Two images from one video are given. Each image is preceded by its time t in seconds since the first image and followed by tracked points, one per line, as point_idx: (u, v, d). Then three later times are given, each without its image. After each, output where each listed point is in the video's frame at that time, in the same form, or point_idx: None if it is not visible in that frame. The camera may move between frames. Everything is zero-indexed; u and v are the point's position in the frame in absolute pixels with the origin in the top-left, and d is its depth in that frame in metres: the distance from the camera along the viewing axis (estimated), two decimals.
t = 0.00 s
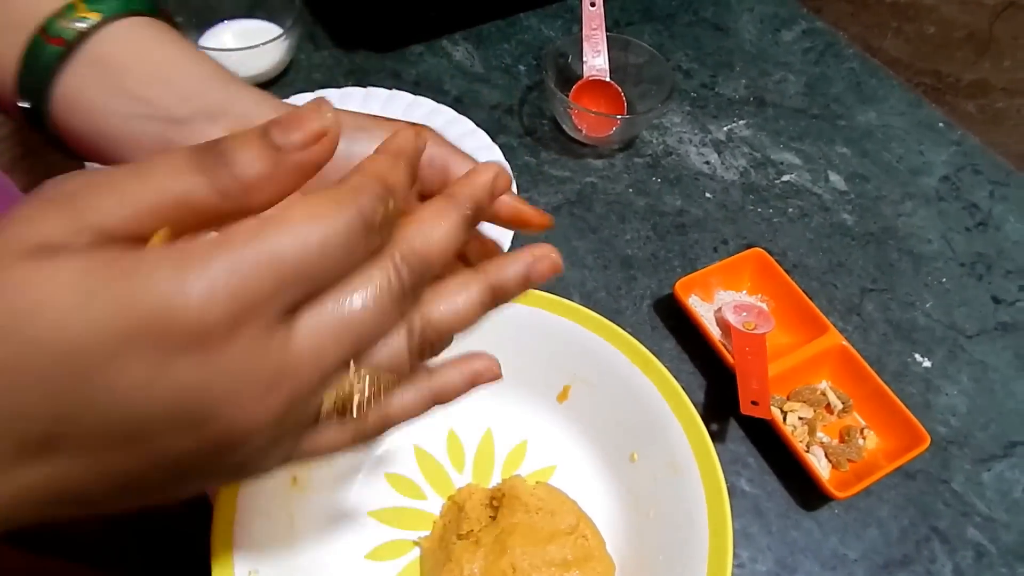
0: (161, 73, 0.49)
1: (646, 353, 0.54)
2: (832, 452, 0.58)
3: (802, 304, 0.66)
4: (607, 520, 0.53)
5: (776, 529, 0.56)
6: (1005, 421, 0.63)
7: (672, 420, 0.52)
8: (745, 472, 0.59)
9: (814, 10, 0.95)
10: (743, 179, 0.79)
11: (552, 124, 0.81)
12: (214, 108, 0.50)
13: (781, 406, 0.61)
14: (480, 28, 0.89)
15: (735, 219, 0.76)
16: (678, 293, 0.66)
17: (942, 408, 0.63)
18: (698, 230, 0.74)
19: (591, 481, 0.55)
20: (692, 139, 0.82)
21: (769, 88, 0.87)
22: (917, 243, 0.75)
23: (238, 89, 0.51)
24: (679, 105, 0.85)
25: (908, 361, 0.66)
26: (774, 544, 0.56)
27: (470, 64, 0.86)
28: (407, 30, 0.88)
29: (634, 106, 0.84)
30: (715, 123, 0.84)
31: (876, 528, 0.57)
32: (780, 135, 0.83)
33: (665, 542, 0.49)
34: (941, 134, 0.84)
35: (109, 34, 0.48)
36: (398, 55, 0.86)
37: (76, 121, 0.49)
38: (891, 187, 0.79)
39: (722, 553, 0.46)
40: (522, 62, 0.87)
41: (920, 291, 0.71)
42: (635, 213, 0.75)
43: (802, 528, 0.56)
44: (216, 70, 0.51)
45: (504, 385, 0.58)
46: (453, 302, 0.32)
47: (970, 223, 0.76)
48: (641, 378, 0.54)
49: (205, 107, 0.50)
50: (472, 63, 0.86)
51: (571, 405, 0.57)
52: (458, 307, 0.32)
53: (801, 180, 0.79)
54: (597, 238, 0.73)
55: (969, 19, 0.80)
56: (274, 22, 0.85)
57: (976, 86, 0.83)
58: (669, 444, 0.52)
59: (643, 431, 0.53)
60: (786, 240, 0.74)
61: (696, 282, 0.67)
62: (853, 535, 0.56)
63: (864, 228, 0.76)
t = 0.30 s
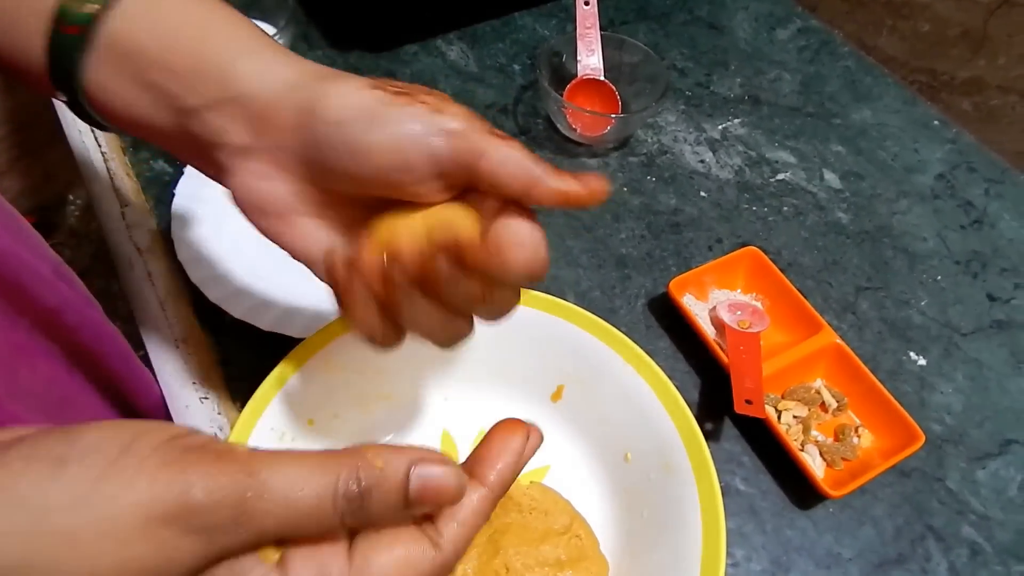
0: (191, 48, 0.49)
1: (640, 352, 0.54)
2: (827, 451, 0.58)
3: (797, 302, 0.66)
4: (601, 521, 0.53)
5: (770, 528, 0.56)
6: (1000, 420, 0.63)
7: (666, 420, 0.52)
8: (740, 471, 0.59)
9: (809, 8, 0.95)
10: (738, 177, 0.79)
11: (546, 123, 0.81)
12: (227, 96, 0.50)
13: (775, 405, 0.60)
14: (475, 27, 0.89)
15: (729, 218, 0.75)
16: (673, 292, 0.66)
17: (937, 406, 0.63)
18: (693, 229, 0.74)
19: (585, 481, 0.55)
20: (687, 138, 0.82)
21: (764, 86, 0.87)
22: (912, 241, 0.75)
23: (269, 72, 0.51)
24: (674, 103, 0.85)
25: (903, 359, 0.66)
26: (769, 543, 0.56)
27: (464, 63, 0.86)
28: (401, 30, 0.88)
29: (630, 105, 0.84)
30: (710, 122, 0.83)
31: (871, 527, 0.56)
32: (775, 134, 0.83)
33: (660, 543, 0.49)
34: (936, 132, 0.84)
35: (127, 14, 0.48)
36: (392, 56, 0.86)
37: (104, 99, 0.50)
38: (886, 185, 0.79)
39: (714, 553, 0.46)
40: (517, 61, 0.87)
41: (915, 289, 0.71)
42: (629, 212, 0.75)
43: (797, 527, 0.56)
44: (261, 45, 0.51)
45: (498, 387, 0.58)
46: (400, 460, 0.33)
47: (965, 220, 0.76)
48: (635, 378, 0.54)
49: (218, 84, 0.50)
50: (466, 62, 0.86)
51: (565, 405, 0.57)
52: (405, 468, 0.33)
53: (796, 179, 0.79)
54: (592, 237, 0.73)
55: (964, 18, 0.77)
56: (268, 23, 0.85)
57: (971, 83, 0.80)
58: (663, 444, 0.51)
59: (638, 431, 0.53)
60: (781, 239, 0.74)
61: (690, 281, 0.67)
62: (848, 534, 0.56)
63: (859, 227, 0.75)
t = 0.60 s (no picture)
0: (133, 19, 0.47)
1: (637, 352, 0.54)
2: (823, 451, 0.58)
3: (793, 301, 0.66)
4: (597, 521, 0.53)
5: (767, 529, 0.56)
6: (997, 419, 0.63)
7: (663, 419, 0.52)
8: (737, 471, 0.59)
9: (806, 7, 0.95)
10: (735, 177, 0.78)
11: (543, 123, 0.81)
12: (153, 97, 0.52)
13: (772, 404, 0.60)
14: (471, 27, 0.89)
15: (726, 217, 0.75)
16: (670, 292, 0.66)
17: (934, 405, 0.63)
18: (689, 228, 0.74)
19: (581, 481, 0.55)
20: (684, 137, 0.81)
21: (761, 86, 0.87)
22: (909, 240, 0.75)
23: None
24: (670, 103, 0.85)
25: (900, 358, 0.66)
26: (765, 543, 0.55)
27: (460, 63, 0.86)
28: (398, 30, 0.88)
29: (626, 104, 0.84)
30: (707, 121, 0.83)
31: (868, 526, 0.56)
32: (772, 133, 0.83)
33: (656, 542, 0.49)
34: (933, 131, 0.84)
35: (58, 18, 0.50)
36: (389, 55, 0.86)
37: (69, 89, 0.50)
38: (883, 184, 0.79)
39: (711, 552, 0.46)
40: (513, 61, 0.86)
41: (912, 288, 0.71)
42: (626, 211, 0.75)
43: (794, 527, 0.56)
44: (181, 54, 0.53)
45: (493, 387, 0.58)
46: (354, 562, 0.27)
47: (962, 219, 0.76)
48: (631, 377, 0.54)
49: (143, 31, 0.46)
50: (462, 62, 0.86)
51: (561, 403, 0.57)
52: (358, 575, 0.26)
53: (793, 178, 0.79)
54: (588, 236, 0.73)
55: (961, 16, 0.77)
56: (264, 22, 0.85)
57: (969, 81, 0.80)
58: (659, 443, 0.51)
59: (634, 429, 0.53)
60: (777, 238, 0.74)
61: (687, 280, 0.67)
62: (845, 533, 0.56)
63: (856, 226, 0.75)
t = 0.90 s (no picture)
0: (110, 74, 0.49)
1: (636, 353, 0.54)
2: (824, 453, 0.58)
3: (794, 303, 0.66)
4: (597, 523, 0.53)
5: (768, 531, 0.56)
6: (997, 420, 0.63)
7: (663, 420, 0.52)
8: (737, 472, 0.58)
9: (806, 8, 0.95)
10: (736, 177, 0.78)
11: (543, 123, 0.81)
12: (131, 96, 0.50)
13: (773, 406, 0.60)
14: (471, 27, 0.89)
15: (726, 218, 0.75)
16: (670, 293, 0.65)
17: (935, 407, 0.63)
18: (690, 229, 0.74)
19: (581, 483, 0.55)
20: (684, 138, 0.81)
21: (761, 86, 0.87)
22: (910, 242, 0.75)
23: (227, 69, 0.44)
24: (671, 104, 0.84)
25: (901, 360, 0.66)
26: (766, 545, 0.55)
27: (460, 63, 0.86)
28: (399, 30, 0.88)
29: (627, 105, 0.84)
30: (707, 122, 0.83)
31: (868, 529, 0.56)
32: (772, 134, 0.83)
33: (657, 543, 0.49)
34: (933, 132, 0.84)
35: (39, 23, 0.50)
36: (388, 55, 0.86)
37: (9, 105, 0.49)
38: (883, 185, 0.79)
39: (712, 552, 0.46)
40: (513, 61, 0.86)
41: (913, 290, 0.71)
42: (627, 212, 0.75)
43: (794, 529, 0.56)
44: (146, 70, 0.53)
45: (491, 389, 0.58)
46: (330, 253, 0.30)
47: (963, 220, 0.76)
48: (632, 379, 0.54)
49: (119, 97, 0.50)
50: (462, 62, 0.86)
51: (560, 405, 0.57)
52: (339, 260, 0.30)
53: (793, 179, 0.79)
54: (589, 237, 0.73)
55: (961, 17, 0.77)
56: (263, 22, 0.84)
57: (968, 82, 0.80)
58: (659, 445, 0.51)
59: (634, 430, 0.53)
60: (778, 239, 0.74)
61: (687, 281, 0.67)
62: (846, 535, 0.56)
63: (857, 227, 0.75)
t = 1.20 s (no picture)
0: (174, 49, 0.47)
1: (635, 355, 0.53)
2: (823, 455, 0.58)
3: (792, 305, 0.66)
4: (596, 526, 0.53)
5: (767, 533, 0.56)
6: (995, 421, 0.63)
7: (662, 422, 0.52)
8: (736, 474, 0.59)
9: (804, 9, 0.95)
10: (734, 179, 0.78)
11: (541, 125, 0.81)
12: (207, 82, 0.49)
13: (772, 408, 0.60)
14: (470, 28, 0.89)
15: (725, 220, 0.75)
16: (668, 295, 0.65)
17: (933, 408, 0.63)
18: (688, 231, 0.74)
19: (580, 485, 0.55)
20: (683, 139, 0.81)
21: (759, 88, 0.87)
22: (908, 243, 0.75)
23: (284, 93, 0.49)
24: (669, 105, 0.84)
25: (899, 361, 0.66)
26: (764, 547, 0.55)
27: (459, 65, 0.86)
28: (397, 31, 0.88)
29: (625, 106, 0.84)
30: (706, 123, 0.83)
31: (867, 531, 0.56)
32: (770, 135, 0.83)
33: (656, 546, 0.49)
34: (931, 133, 0.84)
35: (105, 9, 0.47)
36: (387, 57, 0.86)
37: (87, 96, 0.49)
38: (881, 186, 0.79)
39: (710, 555, 0.46)
40: (511, 63, 0.86)
41: (911, 291, 0.71)
42: (625, 214, 0.75)
43: (793, 531, 0.56)
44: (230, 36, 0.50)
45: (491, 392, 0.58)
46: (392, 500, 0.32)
47: (961, 222, 0.76)
48: (631, 380, 0.54)
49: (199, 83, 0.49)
50: (461, 64, 0.86)
51: (559, 408, 0.57)
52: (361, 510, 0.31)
53: (792, 180, 0.79)
54: (587, 239, 0.73)
55: (959, 18, 0.76)
56: (262, 24, 0.84)
57: (966, 83, 0.80)
58: (658, 447, 0.51)
59: (633, 433, 0.53)
60: (776, 241, 0.74)
61: (686, 283, 0.67)
62: (844, 537, 0.56)
63: (855, 228, 0.75)
